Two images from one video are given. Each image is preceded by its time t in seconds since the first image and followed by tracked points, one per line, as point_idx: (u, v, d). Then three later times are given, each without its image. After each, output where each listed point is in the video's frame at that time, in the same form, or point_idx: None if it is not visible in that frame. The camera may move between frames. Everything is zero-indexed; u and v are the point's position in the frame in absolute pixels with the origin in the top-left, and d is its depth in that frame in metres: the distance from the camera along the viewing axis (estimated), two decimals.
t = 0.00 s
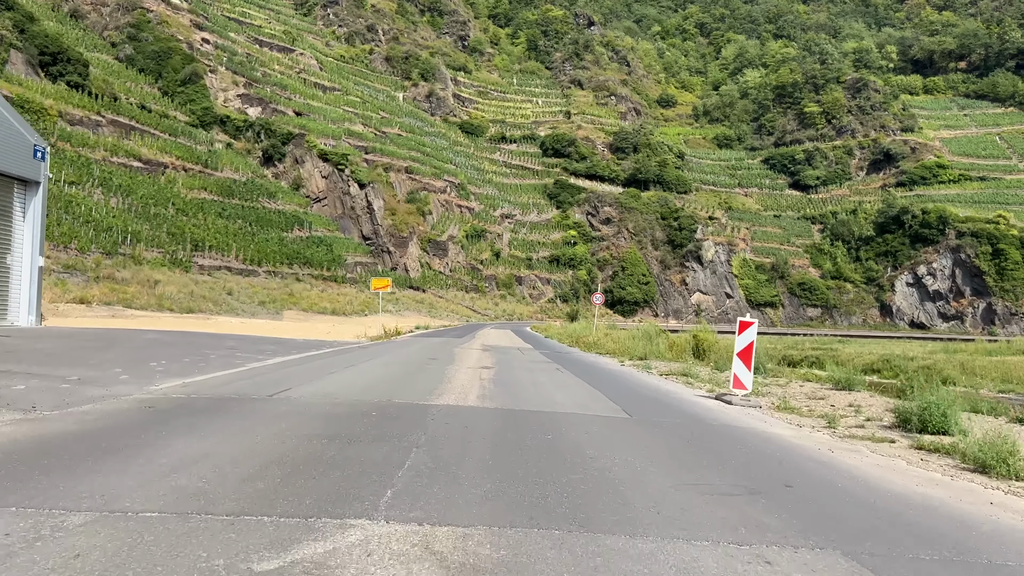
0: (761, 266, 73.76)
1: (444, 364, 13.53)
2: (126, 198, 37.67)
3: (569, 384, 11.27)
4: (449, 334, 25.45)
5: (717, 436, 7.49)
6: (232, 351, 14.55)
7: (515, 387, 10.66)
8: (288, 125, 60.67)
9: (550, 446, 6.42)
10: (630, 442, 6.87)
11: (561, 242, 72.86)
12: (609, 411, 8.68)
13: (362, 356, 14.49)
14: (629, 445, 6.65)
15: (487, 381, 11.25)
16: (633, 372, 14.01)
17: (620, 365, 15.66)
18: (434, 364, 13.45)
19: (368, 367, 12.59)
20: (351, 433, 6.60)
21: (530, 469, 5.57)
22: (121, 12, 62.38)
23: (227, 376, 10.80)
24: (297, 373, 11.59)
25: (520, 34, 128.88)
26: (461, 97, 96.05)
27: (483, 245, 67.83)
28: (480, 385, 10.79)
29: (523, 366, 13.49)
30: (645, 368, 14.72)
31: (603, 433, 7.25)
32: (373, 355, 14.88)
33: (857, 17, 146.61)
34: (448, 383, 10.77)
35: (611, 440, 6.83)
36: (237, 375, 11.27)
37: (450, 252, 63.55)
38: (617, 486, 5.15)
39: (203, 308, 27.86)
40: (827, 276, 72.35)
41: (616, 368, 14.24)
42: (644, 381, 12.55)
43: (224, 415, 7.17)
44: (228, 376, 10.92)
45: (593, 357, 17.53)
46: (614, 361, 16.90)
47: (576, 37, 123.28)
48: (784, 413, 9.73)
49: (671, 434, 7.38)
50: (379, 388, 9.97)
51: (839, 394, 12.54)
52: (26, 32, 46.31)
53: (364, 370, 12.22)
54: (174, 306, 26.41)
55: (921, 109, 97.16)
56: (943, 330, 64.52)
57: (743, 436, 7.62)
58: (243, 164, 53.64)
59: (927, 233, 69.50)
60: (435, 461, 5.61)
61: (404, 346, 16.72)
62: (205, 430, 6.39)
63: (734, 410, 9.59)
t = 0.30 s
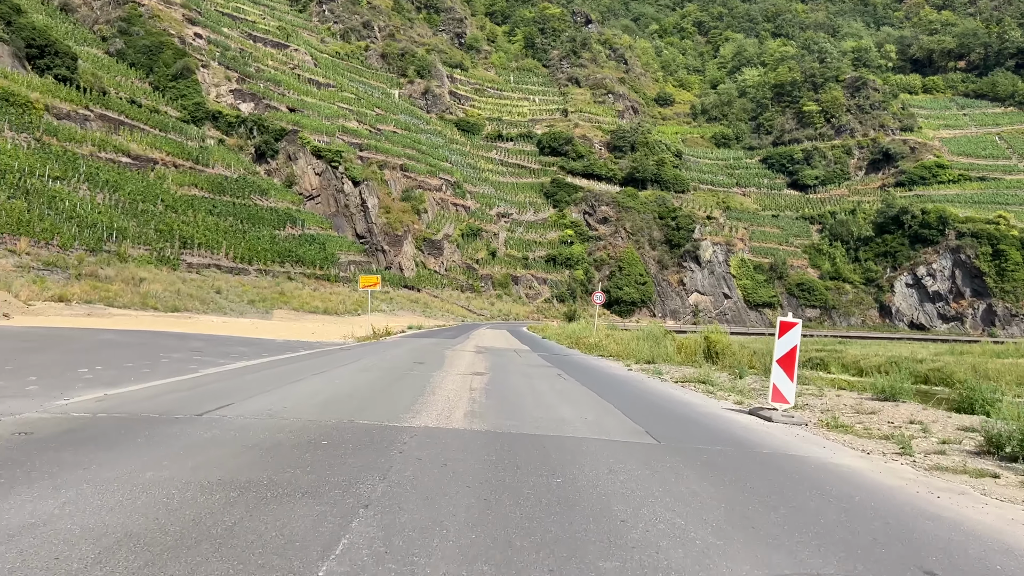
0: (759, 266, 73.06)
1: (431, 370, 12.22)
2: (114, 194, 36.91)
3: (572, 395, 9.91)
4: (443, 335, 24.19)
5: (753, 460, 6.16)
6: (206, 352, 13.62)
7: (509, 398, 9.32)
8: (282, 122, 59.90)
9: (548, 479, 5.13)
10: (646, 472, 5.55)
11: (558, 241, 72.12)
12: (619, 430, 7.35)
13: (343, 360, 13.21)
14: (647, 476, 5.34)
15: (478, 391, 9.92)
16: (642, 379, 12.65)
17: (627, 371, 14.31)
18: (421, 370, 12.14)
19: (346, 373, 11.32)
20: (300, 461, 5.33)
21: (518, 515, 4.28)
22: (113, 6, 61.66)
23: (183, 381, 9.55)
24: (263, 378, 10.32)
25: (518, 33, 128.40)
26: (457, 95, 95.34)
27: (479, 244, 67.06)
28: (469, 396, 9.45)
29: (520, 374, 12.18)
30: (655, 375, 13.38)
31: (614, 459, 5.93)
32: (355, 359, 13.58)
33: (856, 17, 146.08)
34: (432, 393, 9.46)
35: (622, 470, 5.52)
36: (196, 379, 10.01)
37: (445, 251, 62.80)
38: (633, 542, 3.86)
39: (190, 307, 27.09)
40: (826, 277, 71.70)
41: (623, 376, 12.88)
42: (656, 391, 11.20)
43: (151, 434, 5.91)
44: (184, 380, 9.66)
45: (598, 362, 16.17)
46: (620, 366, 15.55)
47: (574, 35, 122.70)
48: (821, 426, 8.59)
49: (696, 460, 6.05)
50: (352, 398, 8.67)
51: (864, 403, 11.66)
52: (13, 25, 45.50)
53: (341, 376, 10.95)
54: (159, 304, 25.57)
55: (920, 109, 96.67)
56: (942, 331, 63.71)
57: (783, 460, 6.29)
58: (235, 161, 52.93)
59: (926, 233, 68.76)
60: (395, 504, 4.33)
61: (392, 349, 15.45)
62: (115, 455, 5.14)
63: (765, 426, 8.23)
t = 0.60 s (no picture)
0: (759, 266, 71.53)
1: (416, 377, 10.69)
2: (105, 191, 36.05)
3: (579, 408, 8.38)
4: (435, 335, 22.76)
5: (833, 506, 4.60)
6: (187, 352, 12.75)
7: (504, 413, 7.79)
8: (278, 119, 59.06)
9: (567, 554, 3.47)
10: (695, 527, 4.01)
11: (556, 241, 71.41)
12: (644, 458, 5.81)
13: (317, 366, 11.68)
14: (699, 544, 3.71)
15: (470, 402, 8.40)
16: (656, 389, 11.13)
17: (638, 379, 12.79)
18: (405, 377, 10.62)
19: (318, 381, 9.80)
20: (211, 515, 3.76)
21: None
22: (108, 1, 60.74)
23: (113, 392, 8.02)
24: (215, 387, 8.77)
25: (516, 32, 127.82)
26: (455, 94, 94.58)
27: (477, 243, 66.56)
28: (456, 410, 7.84)
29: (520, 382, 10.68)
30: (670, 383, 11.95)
31: (649, 504, 4.41)
32: (330, 365, 12.04)
33: (854, 17, 145.55)
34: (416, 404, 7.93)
35: (660, 526, 3.99)
36: (135, 387, 8.44)
37: (443, 250, 62.02)
38: None
39: (180, 306, 26.23)
40: (827, 278, 71.00)
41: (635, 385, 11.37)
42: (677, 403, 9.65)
43: (18, 474, 4.35)
44: (116, 392, 8.13)
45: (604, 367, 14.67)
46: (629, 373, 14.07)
47: (572, 35, 121.96)
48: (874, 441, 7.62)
49: (752, 506, 4.51)
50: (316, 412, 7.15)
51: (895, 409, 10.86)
52: (4, 19, 44.53)
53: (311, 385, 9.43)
54: (146, 303, 24.66)
55: (920, 110, 96.07)
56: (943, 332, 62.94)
57: (872, 506, 4.72)
58: (230, 158, 52.13)
59: (927, 233, 67.85)
60: None
61: (375, 354, 13.95)
62: None
63: (821, 451, 6.70)
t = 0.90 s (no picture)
0: (761, 267, 71.33)
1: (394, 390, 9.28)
2: (93, 186, 35.24)
3: (588, 427, 6.94)
4: (425, 337, 21.40)
5: None
6: (156, 356, 11.95)
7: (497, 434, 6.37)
8: (272, 115, 58.29)
9: None
10: None
11: (556, 241, 70.58)
12: (683, 503, 4.40)
13: (284, 376, 10.25)
14: None
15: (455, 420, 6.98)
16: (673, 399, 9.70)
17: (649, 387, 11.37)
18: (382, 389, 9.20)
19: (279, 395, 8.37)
20: None
21: None
22: None
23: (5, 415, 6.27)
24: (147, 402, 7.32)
25: (516, 29, 127.03)
26: (454, 91, 93.79)
27: (475, 242, 65.80)
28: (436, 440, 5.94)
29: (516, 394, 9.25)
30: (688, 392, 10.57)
31: None
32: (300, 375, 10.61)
33: (857, 16, 144.57)
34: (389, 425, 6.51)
35: None
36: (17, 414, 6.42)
37: (440, 249, 61.30)
38: None
39: (166, 304, 25.44)
40: (829, 279, 70.15)
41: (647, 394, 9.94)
42: (702, 417, 8.21)
43: None
44: None
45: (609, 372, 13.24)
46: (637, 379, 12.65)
47: (573, 33, 121.18)
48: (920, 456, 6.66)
49: None
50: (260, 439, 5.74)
51: (917, 418, 10.01)
52: None
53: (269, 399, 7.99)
54: (130, 301, 23.82)
55: (923, 109, 95.17)
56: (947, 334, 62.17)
57: None
58: (223, 154, 51.41)
59: (932, 234, 67.41)
60: None
61: (354, 361, 12.52)
62: None
63: (901, 487, 5.26)
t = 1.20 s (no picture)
0: (764, 268, 70.58)
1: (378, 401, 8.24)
2: (85, 182, 34.43)
3: (600, 454, 5.89)
4: (419, 339, 20.34)
5: None
6: (132, 358, 11.14)
7: (493, 461, 5.32)
8: (270, 112, 57.56)
9: None
10: None
11: (557, 241, 69.85)
12: None
13: (257, 386, 9.22)
14: None
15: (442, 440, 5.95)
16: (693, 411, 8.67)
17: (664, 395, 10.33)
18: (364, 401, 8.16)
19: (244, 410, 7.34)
20: None
21: None
22: None
23: None
24: (81, 419, 6.26)
25: (517, 29, 126.28)
26: (455, 90, 92.99)
27: (475, 242, 65.02)
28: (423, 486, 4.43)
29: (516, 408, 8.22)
30: (706, 402, 9.52)
31: None
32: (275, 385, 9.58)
33: (860, 17, 143.73)
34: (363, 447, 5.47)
35: None
36: None
37: (440, 249, 60.57)
38: None
39: (156, 303, 24.68)
40: (833, 280, 69.41)
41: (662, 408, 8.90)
42: (729, 436, 7.18)
43: None
44: None
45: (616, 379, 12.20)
46: (649, 386, 11.60)
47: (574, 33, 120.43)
48: (986, 478, 5.81)
49: None
50: (201, 467, 4.71)
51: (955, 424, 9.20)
52: None
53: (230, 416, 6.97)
54: (118, 300, 22.97)
55: (928, 110, 94.35)
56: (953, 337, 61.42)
57: None
58: (220, 151, 50.64)
59: (938, 235, 66.41)
60: None
61: (339, 368, 11.48)
62: None
63: (998, 532, 4.22)
